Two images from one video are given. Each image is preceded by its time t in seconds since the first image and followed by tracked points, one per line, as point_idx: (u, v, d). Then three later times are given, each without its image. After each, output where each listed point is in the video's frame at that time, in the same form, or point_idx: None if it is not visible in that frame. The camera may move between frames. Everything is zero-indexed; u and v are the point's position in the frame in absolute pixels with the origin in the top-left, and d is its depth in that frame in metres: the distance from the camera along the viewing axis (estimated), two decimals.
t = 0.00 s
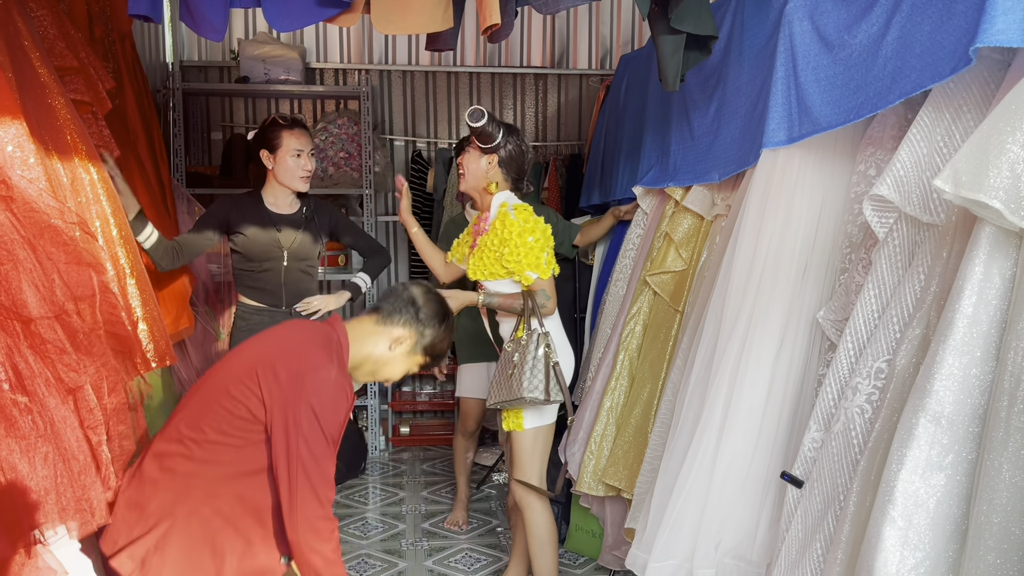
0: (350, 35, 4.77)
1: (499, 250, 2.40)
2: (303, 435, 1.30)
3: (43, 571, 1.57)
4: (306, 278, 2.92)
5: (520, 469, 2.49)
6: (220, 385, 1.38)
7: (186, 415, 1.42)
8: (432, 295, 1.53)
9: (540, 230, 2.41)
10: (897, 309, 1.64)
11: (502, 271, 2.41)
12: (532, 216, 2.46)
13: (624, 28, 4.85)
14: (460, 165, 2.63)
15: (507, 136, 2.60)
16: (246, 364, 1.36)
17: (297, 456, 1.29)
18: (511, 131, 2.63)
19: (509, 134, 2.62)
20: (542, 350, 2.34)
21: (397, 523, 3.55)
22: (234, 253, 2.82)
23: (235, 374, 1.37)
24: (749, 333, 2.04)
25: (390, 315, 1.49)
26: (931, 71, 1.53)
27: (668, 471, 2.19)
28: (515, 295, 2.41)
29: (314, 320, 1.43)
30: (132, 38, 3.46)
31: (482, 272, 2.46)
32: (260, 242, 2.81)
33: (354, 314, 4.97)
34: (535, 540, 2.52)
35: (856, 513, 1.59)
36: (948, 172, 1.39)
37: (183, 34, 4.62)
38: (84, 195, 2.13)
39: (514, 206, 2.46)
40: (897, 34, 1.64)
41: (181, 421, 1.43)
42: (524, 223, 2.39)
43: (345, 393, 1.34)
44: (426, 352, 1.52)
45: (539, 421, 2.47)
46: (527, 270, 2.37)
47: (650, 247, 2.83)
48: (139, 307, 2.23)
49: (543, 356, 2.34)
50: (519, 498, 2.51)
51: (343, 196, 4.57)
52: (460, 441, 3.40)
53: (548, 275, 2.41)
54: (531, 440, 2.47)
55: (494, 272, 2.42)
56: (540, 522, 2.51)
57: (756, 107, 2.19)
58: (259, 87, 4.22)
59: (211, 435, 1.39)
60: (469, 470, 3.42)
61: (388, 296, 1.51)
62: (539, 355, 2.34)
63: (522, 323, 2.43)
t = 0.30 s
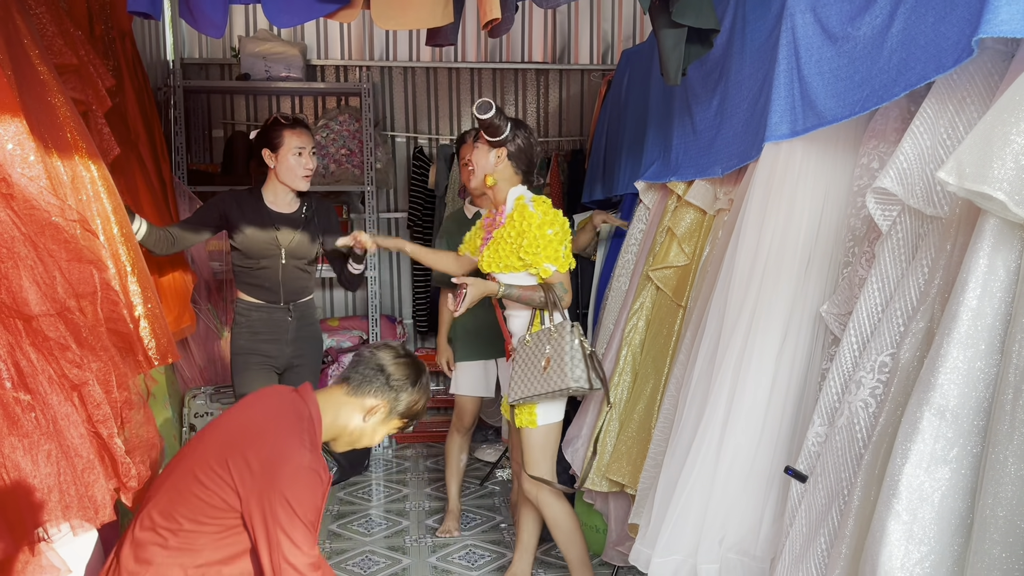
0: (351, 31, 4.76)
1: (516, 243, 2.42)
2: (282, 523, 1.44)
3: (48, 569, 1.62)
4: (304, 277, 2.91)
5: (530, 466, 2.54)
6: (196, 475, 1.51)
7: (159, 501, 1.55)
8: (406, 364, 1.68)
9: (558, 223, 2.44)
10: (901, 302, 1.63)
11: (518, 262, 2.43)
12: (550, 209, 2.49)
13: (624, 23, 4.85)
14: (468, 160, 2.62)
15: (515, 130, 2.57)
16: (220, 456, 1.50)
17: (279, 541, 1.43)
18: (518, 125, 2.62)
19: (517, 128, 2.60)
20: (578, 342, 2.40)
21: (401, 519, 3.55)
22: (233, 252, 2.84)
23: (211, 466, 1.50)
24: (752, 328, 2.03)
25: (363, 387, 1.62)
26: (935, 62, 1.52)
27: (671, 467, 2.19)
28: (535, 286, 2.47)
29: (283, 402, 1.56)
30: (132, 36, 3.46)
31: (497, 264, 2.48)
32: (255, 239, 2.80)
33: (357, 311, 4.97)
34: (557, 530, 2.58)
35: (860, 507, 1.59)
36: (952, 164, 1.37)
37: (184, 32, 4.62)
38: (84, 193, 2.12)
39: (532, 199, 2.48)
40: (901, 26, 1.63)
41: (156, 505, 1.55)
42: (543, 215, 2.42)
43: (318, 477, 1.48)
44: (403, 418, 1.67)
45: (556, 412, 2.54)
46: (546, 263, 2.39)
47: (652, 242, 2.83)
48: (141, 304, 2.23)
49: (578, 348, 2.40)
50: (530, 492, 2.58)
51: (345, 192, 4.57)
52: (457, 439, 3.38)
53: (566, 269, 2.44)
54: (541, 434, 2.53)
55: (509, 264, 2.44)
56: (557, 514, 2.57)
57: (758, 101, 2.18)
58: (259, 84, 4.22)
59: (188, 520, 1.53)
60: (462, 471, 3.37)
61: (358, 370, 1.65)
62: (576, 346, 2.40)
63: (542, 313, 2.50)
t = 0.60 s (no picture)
0: (351, 25, 4.74)
1: (556, 233, 2.46)
2: (257, 535, 1.44)
3: (53, 566, 1.62)
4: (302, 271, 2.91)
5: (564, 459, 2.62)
6: (166, 501, 1.53)
7: (136, 533, 1.57)
8: (340, 341, 1.61)
9: (599, 218, 2.45)
10: (906, 292, 1.63)
11: (556, 253, 2.47)
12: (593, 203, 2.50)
13: (625, 16, 4.84)
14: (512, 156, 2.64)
15: (554, 120, 2.58)
16: (187, 478, 1.51)
17: (258, 551, 1.44)
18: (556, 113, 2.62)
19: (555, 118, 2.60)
20: (617, 335, 2.40)
21: (406, 514, 3.55)
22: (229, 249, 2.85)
23: (181, 490, 1.51)
24: (756, 320, 2.02)
25: (314, 386, 1.59)
26: (943, 50, 1.51)
27: (675, 460, 2.18)
28: (565, 281, 2.48)
29: (242, 415, 1.57)
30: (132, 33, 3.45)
31: (536, 252, 2.52)
32: (251, 235, 2.81)
33: (360, 306, 4.97)
34: (587, 524, 2.67)
35: (866, 499, 1.58)
36: (958, 152, 1.36)
37: (185, 28, 4.61)
38: (87, 190, 2.11)
39: (577, 190, 2.50)
40: (907, 15, 1.61)
41: (134, 537, 1.57)
42: (586, 209, 2.44)
43: (287, 484, 1.48)
44: (366, 383, 1.66)
45: (586, 408, 2.60)
46: (578, 256, 2.43)
47: (655, 234, 2.82)
48: (144, 301, 2.22)
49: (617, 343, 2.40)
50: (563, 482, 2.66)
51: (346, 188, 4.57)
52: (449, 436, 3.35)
53: (599, 265, 2.47)
54: (572, 428, 2.59)
55: (547, 253, 2.48)
56: (589, 509, 2.65)
57: (762, 92, 2.17)
58: (260, 80, 4.21)
59: (166, 547, 1.54)
60: (460, 469, 3.36)
61: (297, 373, 1.59)
62: (614, 340, 2.40)
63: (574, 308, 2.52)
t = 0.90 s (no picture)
0: (351, 22, 4.73)
1: (588, 227, 2.46)
2: (222, 543, 1.54)
3: (56, 566, 1.63)
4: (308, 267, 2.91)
5: (577, 458, 2.63)
6: (129, 524, 1.60)
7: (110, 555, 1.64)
8: (247, 334, 1.69)
9: (629, 214, 2.42)
10: (910, 286, 1.62)
11: (586, 249, 2.50)
12: (627, 199, 2.46)
13: (625, 12, 4.83)
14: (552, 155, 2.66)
15: (586, 114, 2.57)
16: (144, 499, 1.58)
17: (226, 558, 1.54)
18: (591, 109, 2.60)
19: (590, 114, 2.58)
20: (633, 336, 2.39)
21: (409, 511, 3.55)
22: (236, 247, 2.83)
23: (142, 511, 1.58)
24: (759, 315, 2.01)
25: (245, 383, 1.69)
26: (948, 43, 1.50)
27: (678, 457, 2.18)
28: (591, 280, 2.51)
29: (185, 427, 1.62)
30: (131, 31, 3.45)
31: (569, 248, 2.56)
32: (260, 234, 2.80)
33: (361, 304, 4.97)
34: (595, 523, 2.67)
35: (871, 494, 1.57)
36: (961, 146, 1.35)
37: (184, 27, 4.60)
38: (87, 190, 2.11)
39: (611, 185, 2.47)
40: (910, 7, 1.61)
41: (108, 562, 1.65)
42: (617, 205, 2.42)
43: (240, 490, 1.56)
44: (291, 350, 1.78)
45: (604, 405, 2.60)
46: (605, 251, 2.42)
47: (657, 229, 2.82)
48: (145, 300, 2.22)
49: (635, 344, 2.39)
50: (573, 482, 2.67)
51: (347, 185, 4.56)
52: (442, 436, 3.36)
53: (625, 262, 2.43)
54: (587, 426, 2.60)
55: (579, 249, 2.52)
56: (598, 508, 2.65)
57: (763, 86, 2.16)
58: (260, 78, 4.20)
59: (138, 569, 1.60)
60: (458, 467, 3.37)
61: (219, 380, 1.68)
62: (631, 340, 2.38)
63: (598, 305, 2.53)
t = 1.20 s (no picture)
0: (350, 20, 4.73)
1: (589, 225, 2.47)
2: (190, 544, 1.54)
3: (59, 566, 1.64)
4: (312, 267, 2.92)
5: (583, 453, 2.64)
6: (95, 541, 1.58)
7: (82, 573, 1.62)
8: (183, 329, 1.67)
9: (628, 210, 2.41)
10: (912, 281, 1.62)
11: (588, 246, 2.51)
12: (626, 194, 2.44)
13: (624, 8, 4.82)
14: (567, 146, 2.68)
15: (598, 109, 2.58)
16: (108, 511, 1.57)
17: (197, 558, 1.55)
18: (608, 104, 2.59)
19: (606, 109, 2.58)
20: (634, 336, 2.44)
21: (411, 509, 3.55)
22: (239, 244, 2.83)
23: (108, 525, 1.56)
24: (761, 310, 2.01)
25: (190, 379, 1.69)
26: (950, 38, 1.50)
27: (680, 454, 2.18)
28: (594, 278, 2.53)
29: (135, 433, 1.61)
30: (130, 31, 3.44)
31: (574, 243, 2.57)
32: (265, 231, 2.81)
33: (362, 301, 4.97)
34: (599, 518, 2.68)
35: (874, 489, 1.57)
36: (963, 140, 1.35)
37: (182, 26, 4.60)
38: (87, 190, 2.09)
39: (609, 181, 2.46)
40: (911, 2, 1.61)
41: None
42: (614, 201, 2.41)
43: (201, 489, 1.56)
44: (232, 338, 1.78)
45: (610, 401, 2.62)
46: (606, 250, 2.41)
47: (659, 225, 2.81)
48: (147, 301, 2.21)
49: (636, 345, 2.44)
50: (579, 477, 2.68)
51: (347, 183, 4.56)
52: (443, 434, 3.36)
53: (627, 258, 2.40)
54: (592, 421, 2.61)
55: (582, 247, 2.53)
56: (603, 503, 2.66)
57: (764, 82, 2.16)
58: (260, 76, 4.20)
59: None
60: (460, 464, 3.38)
61: (164, 379, 1.67)
62: (632, 341, 2.44)
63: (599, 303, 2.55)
